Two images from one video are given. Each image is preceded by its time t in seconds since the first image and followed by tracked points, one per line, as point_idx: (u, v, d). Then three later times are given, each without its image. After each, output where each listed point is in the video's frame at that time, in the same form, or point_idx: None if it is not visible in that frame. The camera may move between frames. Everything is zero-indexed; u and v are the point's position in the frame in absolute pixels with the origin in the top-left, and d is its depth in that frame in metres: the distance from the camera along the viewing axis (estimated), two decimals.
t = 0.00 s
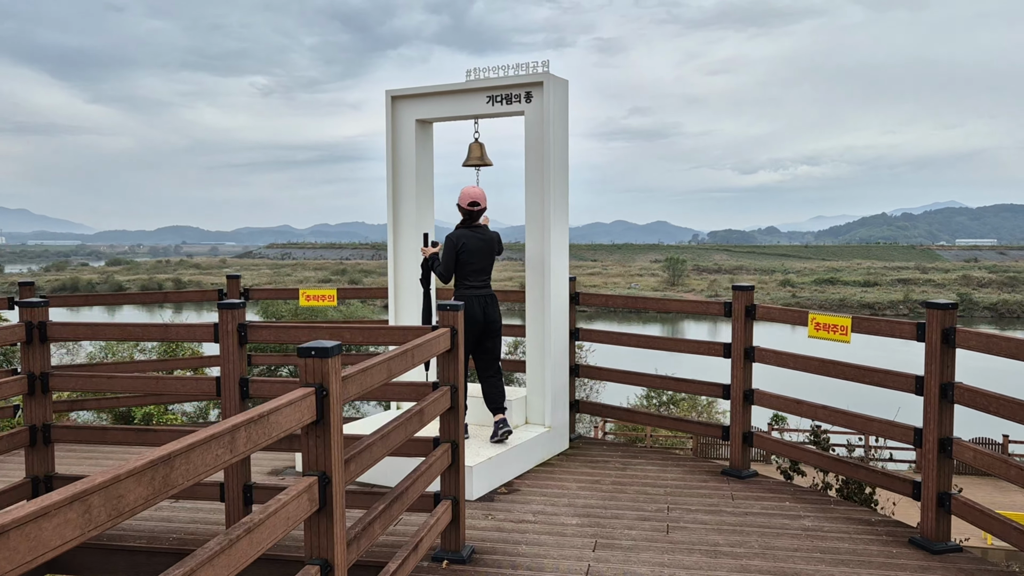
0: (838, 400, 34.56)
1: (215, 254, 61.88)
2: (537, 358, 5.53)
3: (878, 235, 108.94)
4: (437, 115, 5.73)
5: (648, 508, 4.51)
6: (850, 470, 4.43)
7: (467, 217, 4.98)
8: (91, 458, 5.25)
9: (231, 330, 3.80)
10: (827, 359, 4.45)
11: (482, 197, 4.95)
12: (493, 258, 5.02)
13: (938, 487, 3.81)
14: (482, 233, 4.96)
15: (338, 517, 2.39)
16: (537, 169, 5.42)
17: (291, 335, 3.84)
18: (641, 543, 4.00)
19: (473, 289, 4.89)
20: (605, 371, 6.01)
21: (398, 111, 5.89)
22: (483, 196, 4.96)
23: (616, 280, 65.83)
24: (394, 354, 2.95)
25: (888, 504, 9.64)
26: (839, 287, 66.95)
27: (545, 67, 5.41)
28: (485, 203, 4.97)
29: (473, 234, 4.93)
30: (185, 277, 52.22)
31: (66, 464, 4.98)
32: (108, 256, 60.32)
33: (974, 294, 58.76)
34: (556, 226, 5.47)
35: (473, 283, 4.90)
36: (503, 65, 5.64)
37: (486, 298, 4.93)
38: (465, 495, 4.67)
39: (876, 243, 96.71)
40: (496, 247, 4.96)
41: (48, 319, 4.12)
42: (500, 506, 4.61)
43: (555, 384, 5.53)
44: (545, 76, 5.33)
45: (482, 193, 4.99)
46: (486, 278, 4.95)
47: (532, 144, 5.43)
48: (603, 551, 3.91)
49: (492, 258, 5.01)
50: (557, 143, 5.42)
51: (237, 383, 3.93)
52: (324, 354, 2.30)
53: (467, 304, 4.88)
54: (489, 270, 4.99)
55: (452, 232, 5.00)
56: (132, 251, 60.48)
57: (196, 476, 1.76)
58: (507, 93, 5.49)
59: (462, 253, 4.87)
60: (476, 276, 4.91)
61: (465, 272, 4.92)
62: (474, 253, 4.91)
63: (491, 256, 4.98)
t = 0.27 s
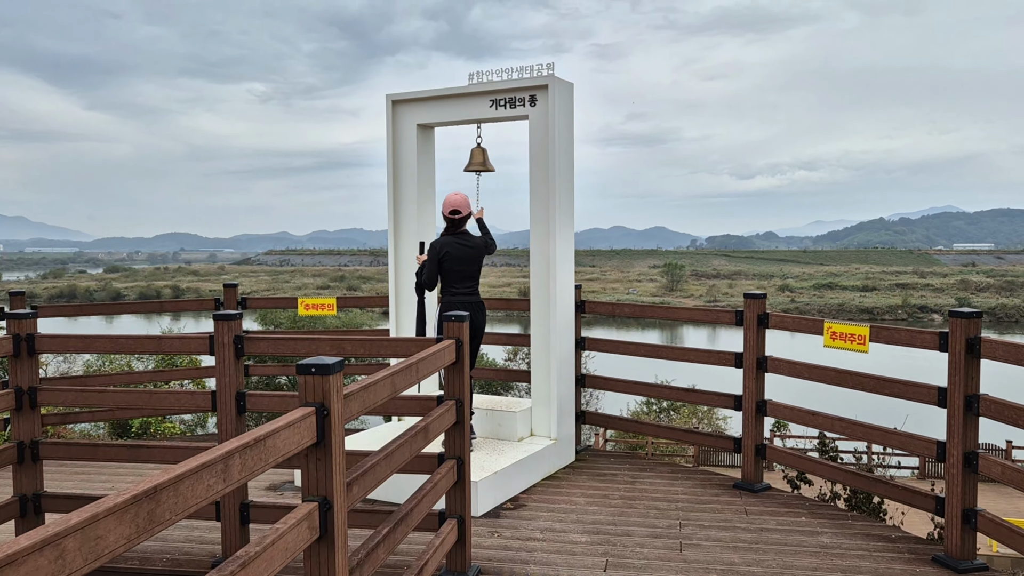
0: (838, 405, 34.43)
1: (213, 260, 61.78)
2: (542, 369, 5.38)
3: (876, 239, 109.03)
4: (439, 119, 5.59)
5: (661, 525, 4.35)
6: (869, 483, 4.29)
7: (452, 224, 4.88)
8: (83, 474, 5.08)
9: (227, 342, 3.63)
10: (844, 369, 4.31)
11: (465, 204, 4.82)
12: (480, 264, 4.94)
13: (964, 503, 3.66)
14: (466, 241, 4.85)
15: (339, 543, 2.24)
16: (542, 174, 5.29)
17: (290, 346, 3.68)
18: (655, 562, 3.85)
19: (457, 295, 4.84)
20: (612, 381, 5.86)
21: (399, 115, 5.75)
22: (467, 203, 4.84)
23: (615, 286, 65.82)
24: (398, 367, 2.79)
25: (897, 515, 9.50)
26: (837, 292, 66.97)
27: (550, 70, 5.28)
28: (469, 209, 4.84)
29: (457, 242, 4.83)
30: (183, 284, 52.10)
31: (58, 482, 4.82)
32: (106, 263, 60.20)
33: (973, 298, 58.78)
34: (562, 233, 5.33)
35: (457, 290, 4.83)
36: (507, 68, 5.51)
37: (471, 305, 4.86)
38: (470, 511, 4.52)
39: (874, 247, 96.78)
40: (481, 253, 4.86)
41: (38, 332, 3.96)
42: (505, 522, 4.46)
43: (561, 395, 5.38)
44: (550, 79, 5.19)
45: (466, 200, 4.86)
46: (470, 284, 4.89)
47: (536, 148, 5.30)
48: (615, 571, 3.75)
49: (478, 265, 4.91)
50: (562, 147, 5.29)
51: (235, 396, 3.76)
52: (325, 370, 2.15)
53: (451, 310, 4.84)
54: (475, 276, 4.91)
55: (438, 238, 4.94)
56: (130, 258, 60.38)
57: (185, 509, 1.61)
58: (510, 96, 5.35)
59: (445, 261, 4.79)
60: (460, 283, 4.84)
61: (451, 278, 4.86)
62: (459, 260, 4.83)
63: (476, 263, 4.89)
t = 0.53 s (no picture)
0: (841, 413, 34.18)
1: (212, 266, 61.69)
2: (544, 378, 5.21)
3: (875, 244, 108.98)
4: (438, 121, 5.44)
5: (669, 540, 4.18)
6: (883, 498, 4.13)
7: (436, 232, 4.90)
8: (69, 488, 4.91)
9: (215, 351, 3.46)
10: (859, 379, 4.16)
11: (448, 212, 4.80)
12: (463, 273, 4.91)
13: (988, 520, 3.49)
14: (447, 248, 4.83)
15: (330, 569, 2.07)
16: (544, 176, 5.13)
17: (282, 355, 3.50)
18: None
19: (439, 303, 4.85)
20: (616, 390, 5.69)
21: (396, 116, 5.60)
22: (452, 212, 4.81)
23: (615, 293, 65.69)
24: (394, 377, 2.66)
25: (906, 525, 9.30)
26: (837, 297, 66.87)
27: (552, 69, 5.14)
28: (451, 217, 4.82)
29: (438, 249, 4.83)
30: (183, 291, 51.94)
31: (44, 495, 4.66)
32: (106, 270, 60.07)
33: (973, 304, 58.64)
34: (564, 238, 5.17)
35: (438, 297, 4.85)
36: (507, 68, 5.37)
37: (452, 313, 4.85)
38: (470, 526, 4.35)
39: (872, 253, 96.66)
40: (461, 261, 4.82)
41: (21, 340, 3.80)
42: (506, 536, 4.29)
43: (564, 405, 5.21)
44: (552, 79, 5.05)
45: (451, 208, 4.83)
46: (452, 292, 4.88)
47: (537, 150, 5.14)
48: None
49: (460, 273, 4.87)
50: (564, 148, 5.13)
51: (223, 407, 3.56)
52: (313, 384, 1.98)
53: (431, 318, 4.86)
54: (457, 284, 4.89)
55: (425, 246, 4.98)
56: (129, 265, 60.16)
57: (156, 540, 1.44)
58: (511, 97, 5.21)
59: (425, 269, 4.83)
60: (443, 291, 4.85)
61: (434, 286, 4.89)
62: (440, 268, 4.84)
63: (458, 272, 4.85)
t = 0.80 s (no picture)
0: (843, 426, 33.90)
1: (211, 274, 61.52)
2: (543, 391, 5.04)
3: (874, 252, 108.91)
4: (434, 126, 5.30)
5: (674, 562, 4.01)
6: (896, 518, 3.96)
7: (419, 240, 4.88)
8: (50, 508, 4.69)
9: (198, 365, 3.28)
10: (872, 394, 4.01)
11: (425, 219, 4.76)
12: (443, 283, 4.83)
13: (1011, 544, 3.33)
14: (426, 256, 4.79)
15: None
16: (543, 183, 4.98)
17: (269, 369, 3.33)
18: None
19: (421, 311, 4.82)
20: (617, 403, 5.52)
21: (391, 122, 5.46)
22: (431, 218, 4.78)
23: (614, 301, 65.52)
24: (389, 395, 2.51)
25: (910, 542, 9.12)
26: (836, 306, 66.71)
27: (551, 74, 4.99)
28: (430, 225, 4.77)
29: (418, 257, 4.80)
30: (181, 299, 51.74)
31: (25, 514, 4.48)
32: (105, 278, 59.89)
33: (972, 312, 58.48)
34: (564, 247, 5.01)
35: (418, 306, 4.82)
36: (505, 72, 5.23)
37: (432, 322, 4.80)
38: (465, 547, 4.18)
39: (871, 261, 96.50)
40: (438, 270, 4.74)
41: None
42: (503, 558, 4.12)
43: (563, 419, 5.04)
44: (551, 83, 4.90)
45: (430, 215, 4.79)
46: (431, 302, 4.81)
47: (536, 156, 4.99)
48: None
49: (440, 281, 4.80)
50: (564, 155, 4.98)
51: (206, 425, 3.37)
52: (292, 408, 1.81)
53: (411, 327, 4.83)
54: (437, 293, 4.81)
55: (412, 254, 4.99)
56: (127, 272, 60.00)
57: None
58: (508, 102, 5.06)
59: (406, 277, 4.83)
60: (423, 299, 4.81)
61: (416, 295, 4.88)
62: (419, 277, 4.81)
63: (437, 280, 4.78)
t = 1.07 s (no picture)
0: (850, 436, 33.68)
1: (211, 281, 61.32)
2: (546, 401, 4.90)
3: (874, 258, 108.77)
4: (433, 130, 5.17)
5: None
6: (914, 534, 3.81)
7: (405, 246, 4.88)
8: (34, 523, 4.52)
9: (186, 376, 3.14)
10: (887, 405, 3.86)
11: (403, 225, 4.76)
12: (423, 290, 4.77)
13: None
14: (405, 263, 4.79)
15: None
16: (545, 188, 4.85)
17: (260, 380, 3.17)
18: None
19: (405, 317, 4.82)
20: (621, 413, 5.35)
21: (390, 125, 5.33)
22: (411, 224, 4.77)
23: (614, 308, 65.40)
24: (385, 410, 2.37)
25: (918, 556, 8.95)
26: (836, 312, 66.62)
27: (554, 75, 4.85)
28: (408, 231, 4.76)
29: (402, 263, 4.82)
30: (181, 306, 51.56)
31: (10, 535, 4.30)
32: (105, 285, 59.67)
33: (973, 319, 58.31)
34: (567, 253, 4.87)
35: (402, 312, 4.83)
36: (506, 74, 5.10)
37: (411, 329, 4.77)
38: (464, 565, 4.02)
39: (871, 267, 96.42)
40: (414, 276, 4.71)
41: None
42: None
43: (567, 431, 4.90)
44: (554, 84, 4.76)
45: (410, 220, 4.78)
46: (414, 308, 4.78)
47: (537, 160, 4.86)
48: None
49: (418, 288, 4.75)
50: (567, 158, 4.85)
51: (195, 439, 3.21)
52: (277, 427, 1.66)
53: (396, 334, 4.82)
54: (417, 301, 4.77)
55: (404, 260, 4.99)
56: (126, 279, 59.76)
57: None
58: (509, 105, 4.94)
59: (393, 284, 4.86)
60: (406, 305, 4.81)
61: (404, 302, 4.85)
62: (403, 282, 4.80)
63: (416, 286, 4.74)
